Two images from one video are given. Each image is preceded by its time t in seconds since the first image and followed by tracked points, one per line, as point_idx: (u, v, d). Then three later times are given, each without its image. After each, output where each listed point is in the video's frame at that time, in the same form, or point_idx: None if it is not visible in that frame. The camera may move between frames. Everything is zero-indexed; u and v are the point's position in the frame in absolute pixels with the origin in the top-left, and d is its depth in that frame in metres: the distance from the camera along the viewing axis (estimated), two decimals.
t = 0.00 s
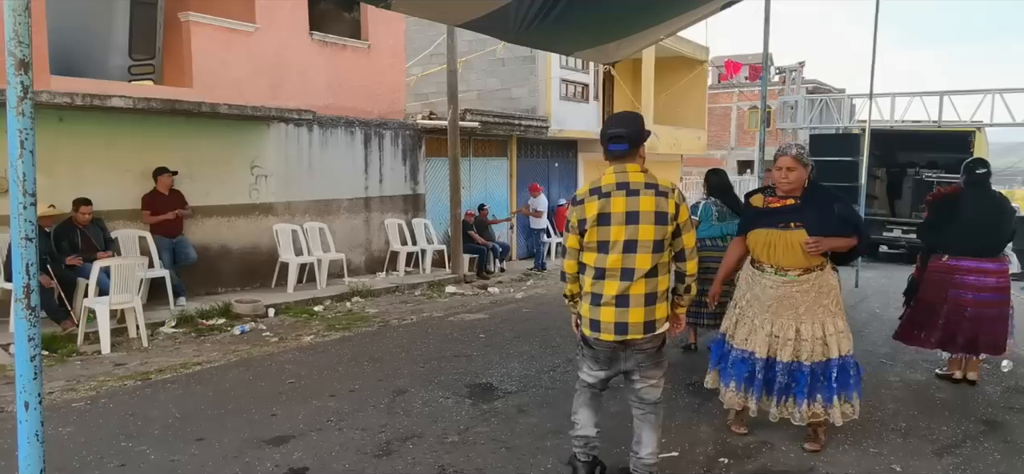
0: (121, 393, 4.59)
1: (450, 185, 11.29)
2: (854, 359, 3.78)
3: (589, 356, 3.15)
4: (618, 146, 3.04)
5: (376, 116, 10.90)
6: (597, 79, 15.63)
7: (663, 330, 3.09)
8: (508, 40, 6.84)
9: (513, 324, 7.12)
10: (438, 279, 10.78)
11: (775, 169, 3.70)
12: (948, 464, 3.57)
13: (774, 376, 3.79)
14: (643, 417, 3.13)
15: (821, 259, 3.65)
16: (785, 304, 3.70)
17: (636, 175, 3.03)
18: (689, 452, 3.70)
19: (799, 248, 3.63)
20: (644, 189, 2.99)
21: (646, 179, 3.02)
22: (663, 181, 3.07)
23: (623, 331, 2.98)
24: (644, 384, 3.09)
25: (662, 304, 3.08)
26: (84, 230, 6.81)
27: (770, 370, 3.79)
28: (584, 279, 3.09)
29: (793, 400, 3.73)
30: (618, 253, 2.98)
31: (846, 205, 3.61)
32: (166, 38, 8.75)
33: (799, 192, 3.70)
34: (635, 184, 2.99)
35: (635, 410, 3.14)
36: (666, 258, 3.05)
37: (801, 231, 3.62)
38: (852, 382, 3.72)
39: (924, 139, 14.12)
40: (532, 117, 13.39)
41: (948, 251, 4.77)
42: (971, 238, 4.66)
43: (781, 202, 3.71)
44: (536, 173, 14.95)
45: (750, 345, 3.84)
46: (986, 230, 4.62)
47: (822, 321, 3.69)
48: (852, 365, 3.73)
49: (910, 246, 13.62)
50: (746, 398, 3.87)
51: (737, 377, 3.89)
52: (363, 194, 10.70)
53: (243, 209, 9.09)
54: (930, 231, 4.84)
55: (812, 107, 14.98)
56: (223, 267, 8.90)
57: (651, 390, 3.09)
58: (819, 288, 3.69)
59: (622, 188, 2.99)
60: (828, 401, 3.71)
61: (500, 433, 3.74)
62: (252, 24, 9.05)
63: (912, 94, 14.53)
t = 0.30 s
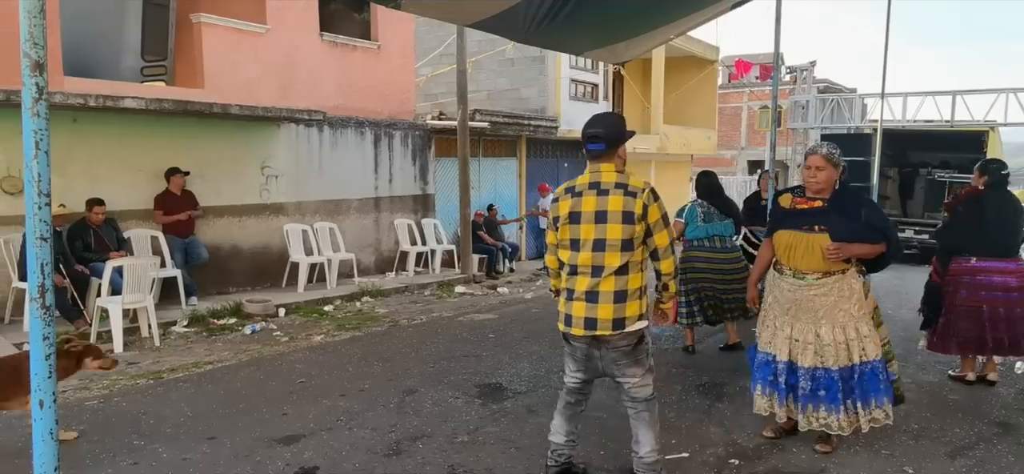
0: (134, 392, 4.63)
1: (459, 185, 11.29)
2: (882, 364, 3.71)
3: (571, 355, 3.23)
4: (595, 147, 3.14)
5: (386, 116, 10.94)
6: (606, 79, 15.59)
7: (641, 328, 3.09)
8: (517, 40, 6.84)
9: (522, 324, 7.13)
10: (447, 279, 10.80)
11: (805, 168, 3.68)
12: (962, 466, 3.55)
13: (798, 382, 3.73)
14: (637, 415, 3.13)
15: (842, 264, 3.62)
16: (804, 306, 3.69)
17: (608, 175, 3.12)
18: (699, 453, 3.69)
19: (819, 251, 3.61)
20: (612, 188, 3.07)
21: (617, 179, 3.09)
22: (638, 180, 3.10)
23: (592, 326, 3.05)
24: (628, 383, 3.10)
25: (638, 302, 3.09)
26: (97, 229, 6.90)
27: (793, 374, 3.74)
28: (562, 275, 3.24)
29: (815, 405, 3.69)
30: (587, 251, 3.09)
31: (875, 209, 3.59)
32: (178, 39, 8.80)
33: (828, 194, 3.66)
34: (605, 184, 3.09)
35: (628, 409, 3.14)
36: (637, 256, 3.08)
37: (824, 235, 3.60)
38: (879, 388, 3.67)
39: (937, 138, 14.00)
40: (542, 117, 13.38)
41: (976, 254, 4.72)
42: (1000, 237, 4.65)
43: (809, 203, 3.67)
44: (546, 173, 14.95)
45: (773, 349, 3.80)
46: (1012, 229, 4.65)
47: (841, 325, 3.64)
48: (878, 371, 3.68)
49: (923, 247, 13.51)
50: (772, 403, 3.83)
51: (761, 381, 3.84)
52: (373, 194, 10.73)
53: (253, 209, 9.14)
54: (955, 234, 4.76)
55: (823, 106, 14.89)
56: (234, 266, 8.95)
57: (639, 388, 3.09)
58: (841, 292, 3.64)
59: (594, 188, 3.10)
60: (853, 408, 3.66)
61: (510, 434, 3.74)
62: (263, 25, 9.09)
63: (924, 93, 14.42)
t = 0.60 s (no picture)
0: (144, 391, 4.66)
1: (467, 186, 11.29)
2: (887, 371, 3.64)
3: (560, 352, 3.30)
4: (579, 144, 3.19)
5: (394, 117, 10.96)
6: (614, 78, 15.57)
7: (613, 326, 3.09)
8: (525, 41, 6.84)
9: (529, 324, 7.13)
10: (455, 279, 10.80)
11: (821, 167, 3.64)
12: (972, 469, 3.52)
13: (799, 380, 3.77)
14: (612, 409, 3.16)
15: (852, 266, 3.57)
16: (811, 307, 3.68)
17: (588, 172, 3.17)
18: (707, 454, 3.69)
19: (826, 253, 3.59)
20: (587, 184, 3.12)
21: (594, 176, 3.13)
22: (615, 178, 3.12)
23: (564, 322, 3.10)
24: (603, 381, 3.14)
25: (609, 299, 3.09)
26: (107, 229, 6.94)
27: (796, 372, 3.77)
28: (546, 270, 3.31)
29: (815, 405, 3.70)
30: (561, 246, 3.14)
31: (889, 212, 3.53)
32: (188, 40, 8.85)
33: (842, 194, 3.63)
34: (583, 180, 3.14)
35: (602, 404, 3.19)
36: (607, 253, 3.09)
37: (831, 236, 3.57)
38: (878, 395, 3.63)
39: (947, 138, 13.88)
40: (549, 117, 13.38)
41: (1014, 256, 4.72)
42: None
43: (824, 204, 3.65)
44: (553, 173, 14.95)
45: (779, 345, 3.85)
46: None
47: (848, 328, 3.60)
48: (880, 377, 3.62)
49: (933, 247, 13.47)
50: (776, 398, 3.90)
51: (772, 378, 3.92)
52: (381, 194, 10.75)
53: (262, 209, 9.18)
54: (995, 235, 4.75)
55: (832, 106, 14.83)
56: (243, 266, 8.99)
57: (612, 386, 3.13)
58: (850, 295, 3.60)
59: (574, 184, 3.16)
60: (848, 411, 3.64)
61: (518, 434, 3.75)
62: (271, 26, 9.13)
63: (934, 92, 14.36)
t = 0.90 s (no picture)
0: (151, 391, 4.68)
1: (473, 186, 11.28)
2: (887, 371, 3.64)
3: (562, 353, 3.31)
4: (579, 145, 3.18)
5: (400, 117, 10.97)
6: (619, 78, 15.55)
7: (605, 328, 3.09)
8: (531, 41, 6.83)
9: (535, 325, 7.13)
10: (461, 280, 10.80)
11: (822, 166, 3.66)
12: (981, 471, 3.50)
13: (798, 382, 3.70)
14: (613, 406, 3.16)
15: (851, 266, 3.57)
16: (809, 308, 3.65)
17: (585, 173, 3.16)
18: (714, 455, 3.68)
19: (824, 253, 3.59)
20: (581, 186, 3.11)
21: (590, 177, 3.12)
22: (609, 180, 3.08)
23: (557, 323, 3.13)
24: (604, 381, 3.14)
25: (602, 302, 3.09)
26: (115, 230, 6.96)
27: (794, 374, 3.70)
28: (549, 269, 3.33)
29: (816, 408, 3.65)
30: (556, 247, 3.16)
31: (888, 212, 3.54)
32: (195, 42, 8.89)
33: (842, 193, 3.63)
34: (579, 181, 3.14)
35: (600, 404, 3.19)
36: (595, 256, 3.07)
37: (830, 236, 3.57)
38: (882, 394, 3.62)
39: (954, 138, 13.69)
40: (555, 118, 13.38)
41: None
42: None
43: (824, 204, 3.64)
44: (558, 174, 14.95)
45: (774, 347, 3.76)
46: None
47: (847, 330, 3.58)
48: (882, 379, 3.62)
49: (939, 246, 13.50)
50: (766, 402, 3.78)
51: (760, 380, 3.80)
52: (387, 195, 10.77)
53: (268, 209, 9.21)
54: None
55: (839, 106, 14.77)
56: (249, 266, 9.02)
57: (615, 385, 3.13)
58: (847, 296, 3.58)
59: (570, 186, 3.16)
60: (853, 412, 3.62)
61: (524, 434, 3.74)
62: (278, 27, 9.16)
63: (941, 93, 14.32)
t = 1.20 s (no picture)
0: (157, 392, 4.68)
1: (476, 187, 11.27)
2: (873, 375, 3.59)
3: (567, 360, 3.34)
4: (582, 144, 3.15)
5: (403, 118, 10.97)
6: (623, 79, 15.54)
7: (600, 334, 3.08)
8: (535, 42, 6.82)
9: (539, 326, 7.11)
10: (465, 280, 10.79)
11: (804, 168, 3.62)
12: None
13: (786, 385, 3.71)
14: (591, 424, 3.12)
15: (835, 266, 3.54)
16: (796, 308, 3.64)
17: (588, 174, 3.13)
18: (720, 457, 3.67)
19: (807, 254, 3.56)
20: (584, 187, 3.09)
21: (592, 178, 3.09)
22: (610, 182, 3.04)
23: (558, 323, 3.16)
24: (591, 392, 3.10)
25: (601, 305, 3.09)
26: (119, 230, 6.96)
27: (783, 377, 3.72)
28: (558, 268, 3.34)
29: (806, 410, 3.67)
30: (560, 248, 3.17)
31: (870, 210, 3.51)
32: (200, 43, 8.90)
33: (824, 194, 3.59)
34: (582, 182, 3.12)
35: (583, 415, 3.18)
36: (598, 259, 3.06)
37: (812, 236, 3.54)
38: (868, 399, 3.59)
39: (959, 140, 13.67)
40: (559, 118, 13.37)
41: None
42: None
43: (807, 206, 3.59)
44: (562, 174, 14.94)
45: (766, 348, 3.79)
46: None
47: (833, 331, 3.55)
48: (867, 382, 3.57)
49: (945, 247, 13.43)
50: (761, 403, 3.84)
51: (756, 382, 3.85)
52: (391, 195, 10.76)
53: (272, 210, 9.22)
54: None
55: (843, 106, 14.73)
56: (254, 267, 9.02)
57: (595, 399, 3.08)
58: (833, 297, 3.55)
59: (575, 186, 3.14)
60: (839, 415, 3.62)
61: (529, 436, 3.74)
62: (282, 28, 9.16)
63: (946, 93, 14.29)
